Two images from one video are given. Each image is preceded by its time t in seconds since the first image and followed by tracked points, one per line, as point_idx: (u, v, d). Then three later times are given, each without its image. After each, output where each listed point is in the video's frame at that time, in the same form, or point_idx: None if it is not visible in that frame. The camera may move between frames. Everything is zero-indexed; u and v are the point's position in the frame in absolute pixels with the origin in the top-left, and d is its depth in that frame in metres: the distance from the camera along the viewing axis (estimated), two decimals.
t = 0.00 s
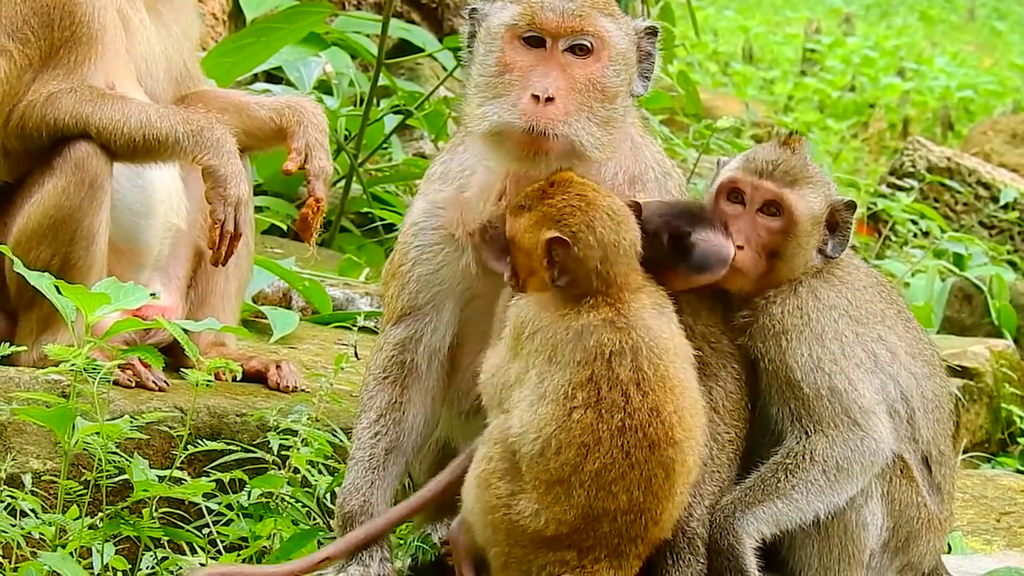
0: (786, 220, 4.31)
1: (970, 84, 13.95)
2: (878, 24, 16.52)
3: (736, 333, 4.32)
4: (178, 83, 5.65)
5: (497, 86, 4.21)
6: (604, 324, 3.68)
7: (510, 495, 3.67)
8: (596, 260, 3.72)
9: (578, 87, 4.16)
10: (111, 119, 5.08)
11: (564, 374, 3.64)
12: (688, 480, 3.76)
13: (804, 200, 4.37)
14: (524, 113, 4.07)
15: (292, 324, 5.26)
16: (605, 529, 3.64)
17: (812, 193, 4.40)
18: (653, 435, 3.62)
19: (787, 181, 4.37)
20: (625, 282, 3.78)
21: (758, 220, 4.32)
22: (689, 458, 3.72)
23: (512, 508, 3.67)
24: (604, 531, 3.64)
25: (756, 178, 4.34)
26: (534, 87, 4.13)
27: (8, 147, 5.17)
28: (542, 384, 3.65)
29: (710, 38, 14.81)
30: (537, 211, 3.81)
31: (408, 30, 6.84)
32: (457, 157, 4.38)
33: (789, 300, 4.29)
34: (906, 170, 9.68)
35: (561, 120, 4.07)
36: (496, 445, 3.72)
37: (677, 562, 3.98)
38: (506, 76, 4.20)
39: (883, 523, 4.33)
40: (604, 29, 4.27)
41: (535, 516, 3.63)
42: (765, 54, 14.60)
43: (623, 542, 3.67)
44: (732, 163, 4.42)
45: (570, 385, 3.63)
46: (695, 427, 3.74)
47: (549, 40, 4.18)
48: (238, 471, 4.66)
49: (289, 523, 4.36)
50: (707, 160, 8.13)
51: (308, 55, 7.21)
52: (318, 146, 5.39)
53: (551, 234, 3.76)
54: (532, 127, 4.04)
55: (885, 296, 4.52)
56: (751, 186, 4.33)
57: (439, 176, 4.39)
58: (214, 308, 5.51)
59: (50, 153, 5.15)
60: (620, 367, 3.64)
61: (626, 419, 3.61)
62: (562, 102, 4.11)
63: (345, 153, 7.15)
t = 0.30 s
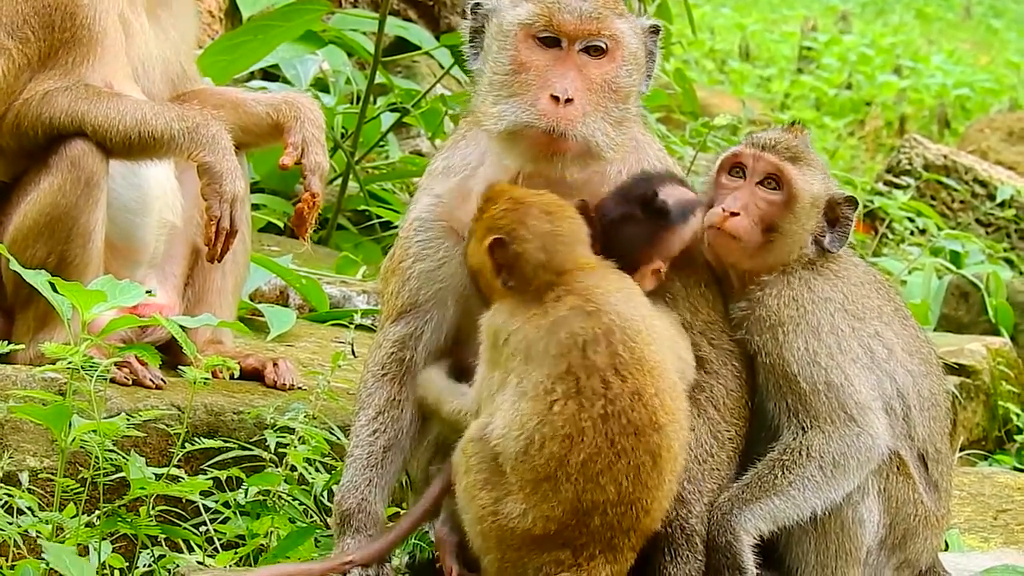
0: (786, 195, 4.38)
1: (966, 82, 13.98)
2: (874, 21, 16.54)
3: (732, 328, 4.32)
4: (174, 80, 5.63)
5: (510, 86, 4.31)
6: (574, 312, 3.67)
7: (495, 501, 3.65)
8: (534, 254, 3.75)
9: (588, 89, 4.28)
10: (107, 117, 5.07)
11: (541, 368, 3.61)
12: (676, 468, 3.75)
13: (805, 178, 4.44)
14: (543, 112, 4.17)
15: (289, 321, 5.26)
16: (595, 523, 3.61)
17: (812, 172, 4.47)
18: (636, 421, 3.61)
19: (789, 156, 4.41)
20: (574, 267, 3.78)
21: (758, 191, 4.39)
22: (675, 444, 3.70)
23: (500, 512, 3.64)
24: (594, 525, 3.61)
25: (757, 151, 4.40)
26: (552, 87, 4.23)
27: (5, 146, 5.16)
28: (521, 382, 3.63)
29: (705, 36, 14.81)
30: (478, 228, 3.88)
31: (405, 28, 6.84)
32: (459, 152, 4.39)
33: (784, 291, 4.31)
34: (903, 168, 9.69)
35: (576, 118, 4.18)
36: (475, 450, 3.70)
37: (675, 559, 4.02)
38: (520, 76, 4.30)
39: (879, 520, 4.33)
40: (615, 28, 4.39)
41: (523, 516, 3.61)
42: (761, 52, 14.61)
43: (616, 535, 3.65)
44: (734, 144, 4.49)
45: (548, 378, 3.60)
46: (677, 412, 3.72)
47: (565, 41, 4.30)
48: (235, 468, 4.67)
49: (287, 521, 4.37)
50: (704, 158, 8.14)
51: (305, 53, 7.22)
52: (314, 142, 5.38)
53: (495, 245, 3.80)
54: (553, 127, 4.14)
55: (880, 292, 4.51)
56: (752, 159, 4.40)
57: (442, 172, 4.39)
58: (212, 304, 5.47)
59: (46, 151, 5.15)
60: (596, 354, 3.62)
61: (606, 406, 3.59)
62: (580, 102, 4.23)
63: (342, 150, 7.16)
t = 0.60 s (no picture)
0: (804, 211, 4.36)
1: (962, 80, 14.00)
2: (870, 19, 16.55)
3: (726, 321, 4.35)
4: (170, 80, 5.63)
5: (536, 69, 4.24)
6: (528, 307, 3.66)
7: (478, 501, 3.63)
8: (486, 257, 3.77)
9: (611, 71, 4.19)
10: (103, 117, 5.08)
11: (506, 364, 3.62)
12: (656, 454, 3.72)
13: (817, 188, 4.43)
14: (576, 97, 4.13)
15: (285, 321, 5.26)
16: (577, 513, 3.59)
17: (819, 178, 4.45)
18: (606, 405, 3.60)
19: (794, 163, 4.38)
20: (526, 262, 3.78)
21: (778, 211, 4.36)
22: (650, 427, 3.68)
23: (482, 512, 3.62)
24: (576, 516, 3.59)
25: (776, 170, 4.37)
26: (585, 70, 4.18)
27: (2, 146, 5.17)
28: (489, 381, 3.64)
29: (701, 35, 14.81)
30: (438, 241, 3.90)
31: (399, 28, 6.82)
32: (456, 143, 4.36)
33: (786, 290, 4.33)
34: (898, 166, 9.70)
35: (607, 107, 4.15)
36: (455, 454, 3.68)
37: (670, 556, 4.03)
38: (547, 60, 4.24)
39: (873, 516, 4.32)
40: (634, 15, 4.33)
41: (504, 512, 3.59)
42: (757, 50, 14.62)
43: (600, 525, 3.63)
44: (736, 152, 4.46)
45: (513, 373, 3.60)
46: (650, 395, 3.70)
47: (590, 26, 4.24)
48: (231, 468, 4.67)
49: (283, 520, 4.38)
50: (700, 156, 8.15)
51: (300, 53, 7.21)
52: (309, 142, 5.40)
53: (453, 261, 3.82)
54: (587, 112, 4.11)
55: (874, 288, 4.52)
56: (770, 178, 4.37)
57: (441, 163, 4.34)
58: (207, 304, 5.48)
59: (42, 151, 5.16)
60: (557, 342, 3.61)
61: (573, 393, 3.59)
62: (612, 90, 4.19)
63: (337, 150, 7.16)
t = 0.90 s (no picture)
0: (806, 218, 4.36)
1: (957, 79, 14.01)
2: (866, 18, 16.55)
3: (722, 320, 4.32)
4: (164, 80, 5.63)
5: (560, 69, 4.18)
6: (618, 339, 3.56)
7: (496, 493, 3.63)
8: (589, 310, 3.52)
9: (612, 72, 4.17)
10: (100, 120, 5.09)
11: (587, 377, 3.53)
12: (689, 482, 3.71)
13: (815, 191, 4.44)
14: (606, 96, 4.10)
15: (280, 320, 5.25)
16: (598, 525, 3.59)
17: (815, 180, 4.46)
18: (666, 436, 3.56)
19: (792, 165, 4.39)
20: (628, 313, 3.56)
21: (783, 217, 4.34)
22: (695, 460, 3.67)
23: (501, 503, 3.62)
24: (597, 527, 3.60)
25: (779, 177, 4.37)
26: (612, 71, 4.15)
27: None
28: (565, 386, 3.52)
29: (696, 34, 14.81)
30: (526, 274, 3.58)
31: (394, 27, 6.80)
32: (453, 141, 4.24)
33: (789, 290, 4.34)
34: (893, 166, 9.71)
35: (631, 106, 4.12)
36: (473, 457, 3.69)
37: (664, 557, 3.89)
38: (572, 59, 4.19)
39: (867, 515, 4.33)
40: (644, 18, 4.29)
41: (524, 507, 3.59)
42: (752, 49, 14.62)
43: (616, 540, 3.63)
44: (734, 158, 4.46)
45: (592, 389, 3.53)
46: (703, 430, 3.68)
47: (610, 27, 4.21)
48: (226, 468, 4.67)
49: (277, 520, 4.38)
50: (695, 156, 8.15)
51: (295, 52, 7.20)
52: (307, 138, 5.38)
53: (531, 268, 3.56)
54: (618, 111, 4.08)
55: (868, 284, 4.58)
56: (775, 185, 4.36)
57: (439, 160, 4.21)
58: (202, 305, 5.47)
59: (37, 151, 5.15)
60: (642, 372, 3.55)
61: (644, 421, 3.54)
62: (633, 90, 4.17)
63: (332, 149, 7.15)
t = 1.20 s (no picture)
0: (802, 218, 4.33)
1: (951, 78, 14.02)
2: (859, 17, 16.57)
3: (722, 323, 4.29)
4: (159, 80, 5.63)
5: (562, 71, 4.22)
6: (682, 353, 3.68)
7: (519, 479, 3.66)
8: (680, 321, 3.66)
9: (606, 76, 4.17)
10: (100, 121, 5.08)
11: (648, 374, 3.64)
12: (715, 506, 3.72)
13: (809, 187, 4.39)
14: (609, 99, 4.10)
15: (271, 319, 5.24)
16: (619, 520, 3.57)
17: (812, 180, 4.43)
18: (709, 446, 3.62)
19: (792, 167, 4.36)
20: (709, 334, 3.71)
21: (783, 218, 4.30)
22: (727, 483, 3.70)
23: (524, 485, 3.64)
24: (618, 522, 3.57)
25: (778, 178, 4.33)
26: (614, 74, 4.18)
27: None
28: (618, 378, 3.65)
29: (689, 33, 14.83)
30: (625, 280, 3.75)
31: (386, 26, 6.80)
32: (449, 140, 4.23)
33: (790, 291, 4.28)
34: (886, 164, 9.71)
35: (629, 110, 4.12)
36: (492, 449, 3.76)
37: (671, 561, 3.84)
38: (573, 61, 4.23)
39: (862, 513, 4.34)
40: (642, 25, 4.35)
41: (551, 488, 3.60)
42: (745, 48, 14.65)
43: (629, 542, 3.59)
44: (733, 159, 4.44)
45: (652, 383, 3.63)
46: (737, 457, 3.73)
47: (610, 29, 4.28)
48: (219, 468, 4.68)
49: (271, 519, 4.39)
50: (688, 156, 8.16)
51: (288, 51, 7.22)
52: (304, 138, 5.38)
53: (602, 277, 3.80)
54: (620, 113, 4.08)
55: (863, 280, 4.57)
56: (774, 187, 4.32)
57: (433, 159, 4.20)
58: (195, 305, 5.47)
59: (34, 148, 5.15)
60: (704, 380, 3.66)
61: (695, 422, 3.60)
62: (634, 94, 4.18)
63: (325, 149, 7.16)
